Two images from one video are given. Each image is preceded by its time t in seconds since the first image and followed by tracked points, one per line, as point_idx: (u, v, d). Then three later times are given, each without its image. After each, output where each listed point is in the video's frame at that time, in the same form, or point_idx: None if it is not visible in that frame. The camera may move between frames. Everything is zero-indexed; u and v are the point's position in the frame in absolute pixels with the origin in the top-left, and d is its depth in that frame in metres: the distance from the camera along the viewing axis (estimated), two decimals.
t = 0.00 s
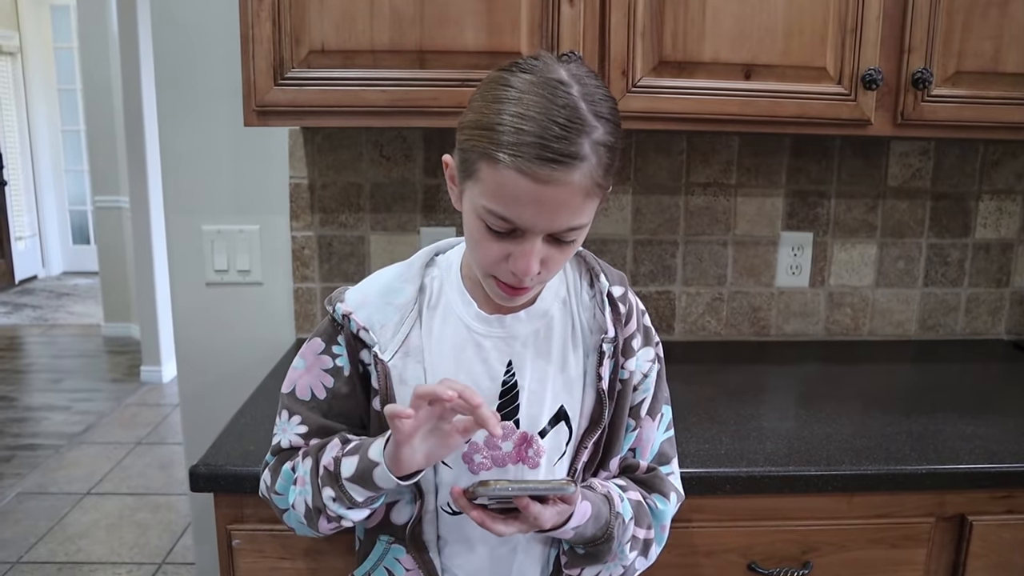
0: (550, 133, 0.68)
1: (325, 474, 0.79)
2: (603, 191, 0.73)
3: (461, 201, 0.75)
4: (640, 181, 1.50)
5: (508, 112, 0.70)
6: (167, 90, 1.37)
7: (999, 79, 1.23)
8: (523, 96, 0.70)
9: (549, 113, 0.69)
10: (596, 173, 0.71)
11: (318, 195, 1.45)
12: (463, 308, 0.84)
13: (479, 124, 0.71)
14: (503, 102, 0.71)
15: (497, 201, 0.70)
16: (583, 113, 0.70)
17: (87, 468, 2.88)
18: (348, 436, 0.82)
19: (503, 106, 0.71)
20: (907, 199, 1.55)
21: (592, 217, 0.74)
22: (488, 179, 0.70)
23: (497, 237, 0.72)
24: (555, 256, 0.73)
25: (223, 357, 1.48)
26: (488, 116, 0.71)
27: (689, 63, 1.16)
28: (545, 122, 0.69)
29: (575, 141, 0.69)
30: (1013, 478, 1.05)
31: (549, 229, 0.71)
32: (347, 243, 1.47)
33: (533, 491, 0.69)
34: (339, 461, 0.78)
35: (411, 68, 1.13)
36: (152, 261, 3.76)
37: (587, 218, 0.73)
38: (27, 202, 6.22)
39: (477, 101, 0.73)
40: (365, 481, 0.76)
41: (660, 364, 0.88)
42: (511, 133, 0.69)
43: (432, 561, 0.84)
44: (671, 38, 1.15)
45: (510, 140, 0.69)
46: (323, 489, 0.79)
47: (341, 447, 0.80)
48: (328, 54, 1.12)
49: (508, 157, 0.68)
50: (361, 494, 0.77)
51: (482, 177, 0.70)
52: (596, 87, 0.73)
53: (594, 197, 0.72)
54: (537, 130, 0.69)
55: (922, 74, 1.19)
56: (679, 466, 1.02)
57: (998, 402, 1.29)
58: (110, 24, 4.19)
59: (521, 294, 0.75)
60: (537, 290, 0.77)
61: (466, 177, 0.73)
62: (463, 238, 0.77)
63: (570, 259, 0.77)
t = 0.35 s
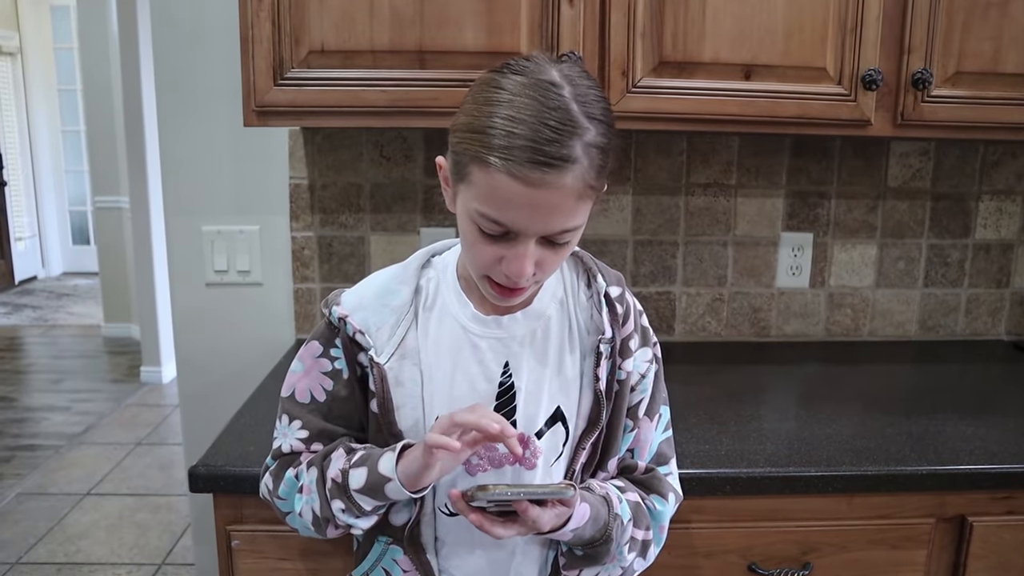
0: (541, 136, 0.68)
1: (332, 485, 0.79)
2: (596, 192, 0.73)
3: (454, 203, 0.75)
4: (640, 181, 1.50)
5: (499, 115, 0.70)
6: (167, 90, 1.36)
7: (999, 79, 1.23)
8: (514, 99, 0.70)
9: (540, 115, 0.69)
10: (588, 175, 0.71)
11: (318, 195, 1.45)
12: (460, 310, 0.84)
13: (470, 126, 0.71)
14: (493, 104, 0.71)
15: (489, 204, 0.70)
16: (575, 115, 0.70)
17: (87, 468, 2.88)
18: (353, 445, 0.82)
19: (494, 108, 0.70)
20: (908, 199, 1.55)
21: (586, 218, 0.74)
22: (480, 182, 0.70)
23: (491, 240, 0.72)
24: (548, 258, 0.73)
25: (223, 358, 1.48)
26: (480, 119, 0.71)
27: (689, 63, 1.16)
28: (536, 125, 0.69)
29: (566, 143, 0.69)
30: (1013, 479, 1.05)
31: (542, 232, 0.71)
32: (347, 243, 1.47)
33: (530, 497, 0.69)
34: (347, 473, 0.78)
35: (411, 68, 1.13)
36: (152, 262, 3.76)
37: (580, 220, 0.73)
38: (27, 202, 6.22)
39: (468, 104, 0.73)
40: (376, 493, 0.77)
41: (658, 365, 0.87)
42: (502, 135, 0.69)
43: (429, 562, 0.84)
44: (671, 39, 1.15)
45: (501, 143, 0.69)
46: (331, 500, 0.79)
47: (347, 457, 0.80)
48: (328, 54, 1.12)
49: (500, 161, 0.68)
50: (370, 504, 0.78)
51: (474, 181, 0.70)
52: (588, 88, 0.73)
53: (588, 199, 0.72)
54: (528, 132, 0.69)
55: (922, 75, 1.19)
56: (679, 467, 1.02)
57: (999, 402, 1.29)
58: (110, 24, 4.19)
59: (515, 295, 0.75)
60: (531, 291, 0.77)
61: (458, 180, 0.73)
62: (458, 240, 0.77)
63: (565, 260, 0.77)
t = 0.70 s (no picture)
0: (535, 130, 0.68)
1: (332, 480, 0.79)
2: (591, 186, 0.73)
3: (451, 202, 0.75)
4: (640, 183, 1.49)
5: (493, 111, 0.70)
6: (167, 92, 1.36)
7: (999, 82, 1.23)
8: (507, 95, 0.70)
9: (533, 110, 0.69)
10: (583, 169, 0.71)
11: (318, 197, 1.45)
12: (458, 310, 0.83)
13: (465, 124, 0.71)
14: (487, 101, 0.71)
15: (485, 200, 0.70)
16: (568, 109, 0.70)
17: (85, 470, 2.87)
18: (353, 442, 0.82)
19: (488, 105, 0.71)
20: (907, 202, 1.55)
21: (582, 212, 0.74)
22: (476, 179, 0.70)
23: (488, 236, 0.72)
24: (546, 253, 0.73)
25: (222, 359, 1.48)
26: (474, 116, 0.71)
27: (689, 65, 1.16)
28: (530, 120, 0.69)
29: (561, 137, 0.69)
30: (1013, 481, 1.05)
31: (539, 226, 0.70)
32: (347, 245, 1.47)
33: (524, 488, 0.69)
34: (346, 467, 0.78)
35: (411, 70, 1.13)
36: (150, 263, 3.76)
37: (577, 214, 0.72)
38: (26, 204, 6.21)
39: (463, 103, 0.73)
40: (373, 486, 0.77)
41: (655, 365, 0.87)
42: (497, 131, 0.69)
43: (428, 562, 0.84)
44: (670, 41, 1.15)
45: (496, 139, 0.69)
46: (331, 496, 0.79)
47: (347, 453, 0.80)
48: (328, 55, 1.12)
49: (495, 156, 0.68)
50: (369, 499, 0.78)
51: (470, 177, 0.70)
52: (580, 83, 0.73)
53: (583, 193, 0.72)
54: (522, 127, 0.68)
55: (922, 77, 1.19)
56: (679, 470, 1.02)
57: (998, 405, 1.29)
58: (109, 25, 4.19)
59: (514, 292, 0.75)
60: (530, 288, 0.76)
61: (454, 179, 0.73)
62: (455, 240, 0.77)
63: (562, 256, 0.76)
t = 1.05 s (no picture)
0: (527, 132, 0.68)
1: (345, 489, 0.78)
2: (586, 187, 0.73)
3: (447, 205, 0.75)
4: (640, 184, 1.49)
5: (486, 113, 0.70)
6: (167, 92, 1.36)
7: (1001, 83, 1.23)
8: (499, 97, 0.70)
9: (525, 112, 0.69)
10: (576, 169, 0.71)
11: (318, 197, 1.45)
12: (457, 310, 0.83)
13: (458, 127, 0.71)
14: (480, 104, 0.71)
15: (478, 202, 0.70)
16: (560, 110, 0.70)
17: (86, 469, 2.88)
18: (363, 449, 0.81)
19: (481, 108, 0.70)
20: (908, 203, 1.55)
21: (577, 213, 0.74)
22: (469, 182, 0.70)
23: (482, 238, 0.72)
24: (541, 255, 0.73)
25: (223, 360, 1.48)
26: (467, 119, 0.71)
27: (690, 66, 1.16)
28: (522, 122, 0.69)
29: (553, 138, 0.69)
30: (1013, 483, 1.05)
31: (532, 228, 0.70)
32: (347, 245, 1.47)
33: (530, 490, 0.69)
34: (359, 477, 0.77)
35: (411, 70, 1.13)
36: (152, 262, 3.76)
37: (571, 215, 0.72)
38: (27, 202, 6.21)
39: (456, 105, 0.73)
40: (389, 494, 0.75)
41: (654, 365, 0.87)
42: (489, 133, 0.69)
43: (430, 562, 0.84)
44: (671, 42, 1.14)
45: (488, 142, 0.68)
46: (345, 505, 0.78)
47: (358, 462, 0.79)
48: (327, 56, 1.12)
49: (488, 159, 0.68)
50: (383, 507, 0.76)
51: (463, 180, 0.70)
52: (573, 84, 0.73)
53: (577, 194, 0.72)
54: (514, 129, 0.68)
55: (923, 78, 1.19)
56: (678, 471, 1.02)
57: (1000, 407, 1.29)
58: (110, 24, 4.19)
59: (509, 294, 0.75)
60: (526, 290, 0.76)
61: (448, 181, 0.73)
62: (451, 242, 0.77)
63: (558, 257, 0.76)
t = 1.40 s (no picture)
0: (523, 131, 0.68)
1: (334, 463, 0.77)
2: (583, 186, 0.73)
3: (445, 203, 0.75)
4: (640, 184, 1.49)
5: (482, 113, 0.70)
6: (167, 92, 1.36)
7: (1001, 84, 1.23)
8: (496, 97, 0.70)
9: (521, 112, 0.69)
10: (573, 168, 0.70)
11: (318, 197, 1.45)
12: (459, 309, 0.83)
13: (455, 126, 0.71)
14: (476, 103, 0.71)
15: (475, 202, 0.70)
16: (556, 109, 0.70)
17: (86, 469, 2.88)
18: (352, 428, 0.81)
19: (477, 107, 0.70)
20: (908, 204, 1.54)
21: (575, 211, 0.74)
22: (465, 181, 0.70)
23: (478, 237, 0.72)
24: (538, 253, 0.73)
25: (222, 360, 1.48)
26: (463, 118, 0.71)
27: (689, 66, 1.16)
28: (517, 121, 0.69)
29: (548, 137, 0.69)
30: (1013, 484, 1.04)
31: (528, 226, 0.70)
32: (346, 245, 1.47)
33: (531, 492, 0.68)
34: (346, 448, 0.76)
35: (410, 71, 1.13)
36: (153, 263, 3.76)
37: (568, 212, 0.72)
38: (29, 203, 6.22)
39: (453, 104, 0.73)
40: (374, 458, 0.74)
41: (654, 369, 0.87)
42: (485, 132, 0.69)
43: (427, 561, 0.85)
44: (670, 43, 1.14)
45: (484, 140, 0.69)
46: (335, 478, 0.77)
47: (347, 437, 0.78)
48: (327, 56, 1.12)
49: (483, 158, 0.68)
50: (375, 474, 0.75)
51: (459, 179, 0.70)
52: (570, 84, 0.73)
53: (574, 192, 0.72)
54: (509, 127, 0.68)
55: (924, 78, 1.19)
56: (677, 472, 1.02)
57: (1000, 408, 1.29)
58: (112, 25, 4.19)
59: (508, 292, 0.75)
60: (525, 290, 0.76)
61: (446, 181, 0.73)
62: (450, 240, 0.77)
63: (557, 257, 0.76)
